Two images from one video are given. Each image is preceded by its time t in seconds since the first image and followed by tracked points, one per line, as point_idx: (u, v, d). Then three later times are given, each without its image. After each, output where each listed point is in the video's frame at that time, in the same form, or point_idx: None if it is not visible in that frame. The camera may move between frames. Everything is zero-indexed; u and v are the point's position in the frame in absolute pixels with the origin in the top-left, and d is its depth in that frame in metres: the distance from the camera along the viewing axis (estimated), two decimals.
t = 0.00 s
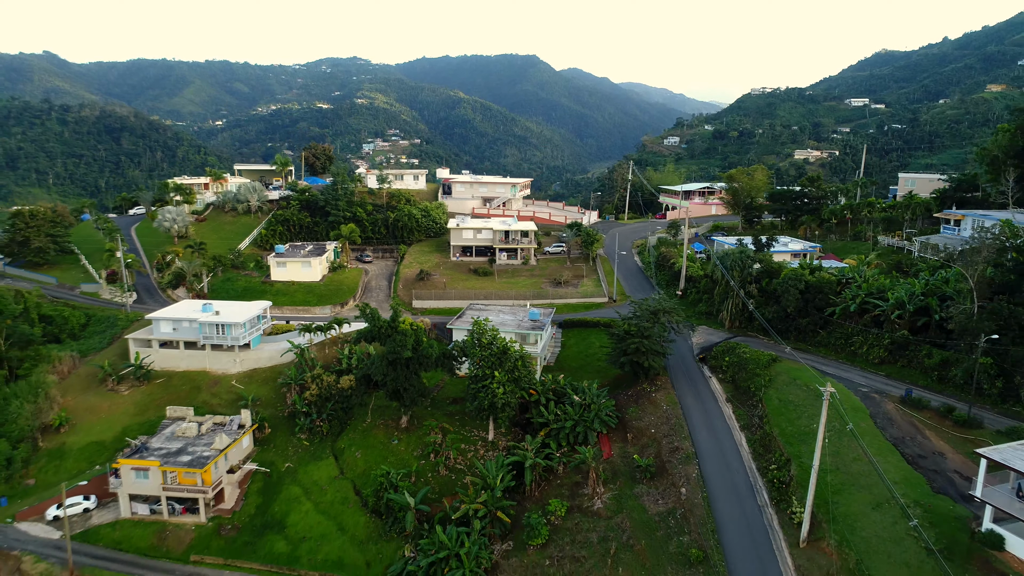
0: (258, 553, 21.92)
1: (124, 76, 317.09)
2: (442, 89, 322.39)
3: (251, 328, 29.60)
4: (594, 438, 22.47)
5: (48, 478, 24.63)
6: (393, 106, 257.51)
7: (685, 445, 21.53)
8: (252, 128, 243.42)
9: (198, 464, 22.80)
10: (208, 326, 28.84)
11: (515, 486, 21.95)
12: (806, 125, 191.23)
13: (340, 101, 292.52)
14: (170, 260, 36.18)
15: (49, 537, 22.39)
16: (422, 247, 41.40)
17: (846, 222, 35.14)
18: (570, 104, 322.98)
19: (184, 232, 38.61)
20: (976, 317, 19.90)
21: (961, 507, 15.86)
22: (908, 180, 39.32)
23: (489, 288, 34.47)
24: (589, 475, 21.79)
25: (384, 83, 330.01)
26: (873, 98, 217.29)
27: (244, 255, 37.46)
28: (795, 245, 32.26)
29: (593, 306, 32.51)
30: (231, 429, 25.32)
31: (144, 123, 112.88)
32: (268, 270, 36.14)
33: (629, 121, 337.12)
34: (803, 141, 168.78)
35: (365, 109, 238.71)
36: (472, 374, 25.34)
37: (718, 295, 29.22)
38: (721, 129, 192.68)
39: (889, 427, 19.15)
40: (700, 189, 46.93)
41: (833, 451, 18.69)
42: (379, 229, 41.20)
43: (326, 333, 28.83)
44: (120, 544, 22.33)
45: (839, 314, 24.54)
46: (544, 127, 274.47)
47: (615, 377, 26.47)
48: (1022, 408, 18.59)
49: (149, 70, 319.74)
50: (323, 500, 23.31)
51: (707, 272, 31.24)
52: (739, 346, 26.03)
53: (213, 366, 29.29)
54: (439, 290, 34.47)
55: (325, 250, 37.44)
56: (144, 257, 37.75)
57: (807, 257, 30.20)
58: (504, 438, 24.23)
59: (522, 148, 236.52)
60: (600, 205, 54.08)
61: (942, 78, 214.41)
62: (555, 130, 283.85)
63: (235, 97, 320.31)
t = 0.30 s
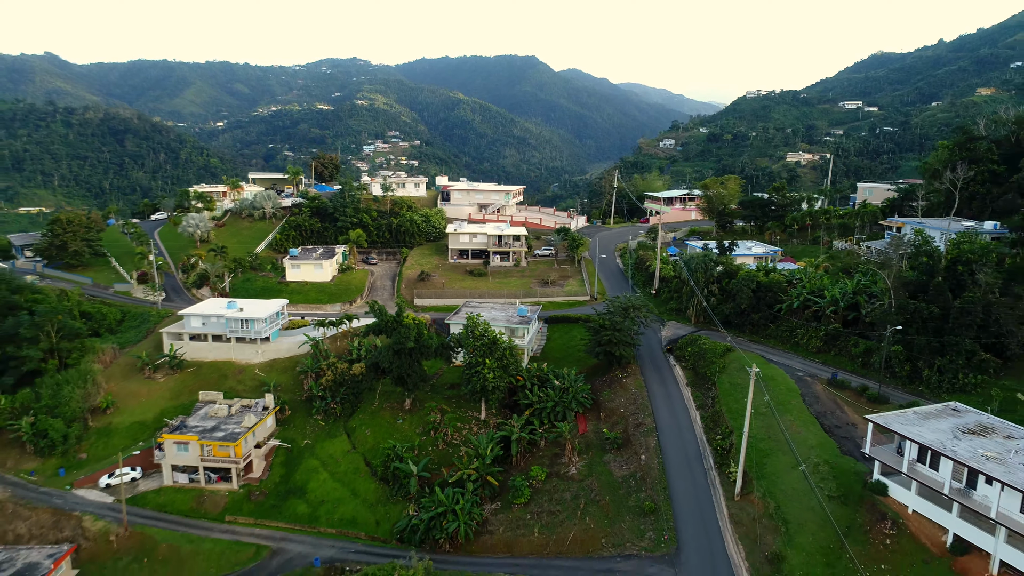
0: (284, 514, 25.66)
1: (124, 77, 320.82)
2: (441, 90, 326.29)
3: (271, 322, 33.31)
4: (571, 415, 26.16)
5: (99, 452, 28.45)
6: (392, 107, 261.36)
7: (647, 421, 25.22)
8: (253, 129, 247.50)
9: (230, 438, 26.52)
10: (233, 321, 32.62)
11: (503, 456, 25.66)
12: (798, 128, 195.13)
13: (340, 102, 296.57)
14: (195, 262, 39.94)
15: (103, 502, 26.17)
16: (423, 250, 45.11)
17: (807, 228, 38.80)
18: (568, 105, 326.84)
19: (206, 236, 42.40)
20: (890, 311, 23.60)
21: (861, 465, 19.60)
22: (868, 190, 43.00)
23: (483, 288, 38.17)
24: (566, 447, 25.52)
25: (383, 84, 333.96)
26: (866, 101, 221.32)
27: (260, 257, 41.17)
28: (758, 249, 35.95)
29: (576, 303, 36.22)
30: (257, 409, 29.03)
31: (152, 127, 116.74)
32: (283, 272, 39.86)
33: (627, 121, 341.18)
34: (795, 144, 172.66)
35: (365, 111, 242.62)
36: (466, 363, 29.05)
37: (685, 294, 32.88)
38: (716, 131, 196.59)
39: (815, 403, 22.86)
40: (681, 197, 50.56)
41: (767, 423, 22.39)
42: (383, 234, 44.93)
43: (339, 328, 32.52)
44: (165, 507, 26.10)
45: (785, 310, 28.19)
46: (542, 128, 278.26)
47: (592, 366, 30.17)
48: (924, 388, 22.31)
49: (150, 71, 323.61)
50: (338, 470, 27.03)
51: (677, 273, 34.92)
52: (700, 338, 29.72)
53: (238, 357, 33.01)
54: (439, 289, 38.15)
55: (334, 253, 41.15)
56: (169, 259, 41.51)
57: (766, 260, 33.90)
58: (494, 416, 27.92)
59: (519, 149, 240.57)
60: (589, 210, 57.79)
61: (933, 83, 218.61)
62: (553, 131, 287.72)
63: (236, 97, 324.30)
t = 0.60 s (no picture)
0: (309, 473, 31.02)
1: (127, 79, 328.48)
2: (440, 92, 332.93)
3: (294, 317, 38.65)
4: (547, 391, 31.50)
5: (151, 425, 33.77)
6: (392, 110, 267.76)
7: (609, 396, 30.54)
8: (254, 131, 253.86)
9: (264, 412, 31.88)
10: (261, 315, 38.07)
11: (490, 425, 30.96)
12: (787, 135, 201.31)
13: (340, 105, 302.96)
14: (223, 264, 45.33)
15: (159, 464, 31.57)
16: (423, 253, 50.46)
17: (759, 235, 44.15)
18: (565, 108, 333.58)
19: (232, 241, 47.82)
20: (803, 308, 29.02)
21: (769, 426, 24.98)
22: (820, 202, 48.41)
23: (477, 287, 43.48)
24: (543, 418, 30.92)
25: (384, 86, 340.90)
26: (855, 107, 227.44)
27: (280, 260, 46.58)
28: (716, 253, 41.30)
29: (557, 300, 41.55)
30: (284, 389, 34.39)
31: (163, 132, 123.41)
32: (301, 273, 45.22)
33: (623, 124, 347.76)
34: (783, 149, 178.70)
35: (366, 114, 249.02)
36: (460, 351, 34.64)
37: (650, 292, 38.16)
38: (708, 136, 202.61)
39: (742, 381, 28.19)
40: (658, 205, 55.94)
41: (702, 396, 27.78)
42: (389, 239, 50.30)
43: (352, 321, 37.85)
44: (209, 469, 31.47)
45: (729, 305, 33.46)
46: (540, 130, 284.47)
47: (567, 353, 35.49)
48: (829, 367, 27.55)
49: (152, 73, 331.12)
50: (353, 439, 32.38)
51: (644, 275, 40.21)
52: (658, 329, 35.02)
53: (265, 346, 38.35)
54: (438, 289, 43.46)
55: (346, 257, 46.49)
56: (200, 260, 46.99)
57: (720, 262, 38.98)
58: (483, 394, 33.23)
59: (516, 151, 246.64)
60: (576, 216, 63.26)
61: (920, 91, 224.92)
62: (550, 134, 294.08)
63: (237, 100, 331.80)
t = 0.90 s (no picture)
0: (327, 445, 36.37)
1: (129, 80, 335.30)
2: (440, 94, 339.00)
3: (310, 313, 44.01)
4: (531, 374, 36.72)
5: (189, 406, 39.19)
6: (392, 112, 273.92)
7: (582, 379, 35.83)
8: (256, 132, 259.49)
9: (288, 393, 37.20)
10: (281, 311, 43.36)
11: (481, 404, 36.26)
12: (778, 138, 206.92)
13: (341, 106, 308.67)
14: (245, 266, 50.74)
15: (198, 438, 36.93)
16: (423, 256, 55.84)
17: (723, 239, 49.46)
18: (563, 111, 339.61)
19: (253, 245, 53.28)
20: (745, 304, 34.32)
21: (709, 400, 30.30)
22: (781, 210, 53.69)
23: (472, 286, 48.81)
24: (526, 397, 36.28)
25: (384, 87, 347.19)
26: (847, 112, 233.00)
27: (296, 262, 51.96)
28: (684, 255, 46.62)
29: (542, 298, 46.86)
30: (303, 374, 39.67)
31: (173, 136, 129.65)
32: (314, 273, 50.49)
33: (620, 127, 354.28)
34: (773, 152, 184.29)
35: (367, 115, 255.20)
36: (455, 342, 40.01)
37: (622, 291, 43.45)
38: (701, 140, 208.20)
39: (692, 365, 33.52)
40: (638, 212, 61.34)
41: (658, 378, 33.10)
42: (392, 243, 55.71)
43: (361, 317, 43.24)
44: (240, 442, 36.77)
45: (688, 302, 38.80)
46: (537, 132, 290.24)
47: (549, 343, 40.82)
48: (765, 353, 32.81)
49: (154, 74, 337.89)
50: (363, 416, 37.69)
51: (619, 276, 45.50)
52: (627, 322, 40.26)
53: (285, 338, 43.69)
54: (437, 288, 48.79)
55: (354, 259, 51.84)
56: (223, 261, 52.28)
57: (684, 264, 44.11)
58: (475, 377, 38.55)
59: (514, 153, 252.25)
60: (565, 221, 68.67)
61: (909, 96, 230.60)
62: (548, 135, 299.86)
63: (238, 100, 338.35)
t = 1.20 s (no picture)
0: (339, 423, 41.65)
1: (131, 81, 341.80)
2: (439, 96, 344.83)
3: (322, 308, 49.29)
4: (518, 361, 41.98)
5: (217, 389, 44.53)
6: (392, 114, 279.84)
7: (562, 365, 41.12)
8: (258, 134, 265.08)
9: (304, 377, 42.47)
10: (297, 306, 48.67)
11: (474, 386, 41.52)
12: (770, 141, 212.61)
13: (340, 108, 314.86)
14: (261, 267, 56.09)
15: (227, 417, 42.23)
16: (423, 257, 61.21)
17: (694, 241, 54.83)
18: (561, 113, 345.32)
19: (268, 247, 58.68)
20: (700, 299, 39.63)
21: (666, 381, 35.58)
22: (750, 216, 59.08)
23: (467, 285, 54.11)
24: (513, 381, 41.56)
25: (384, 88, 353.36)
26: (838, 117, 238.60)
27: (308, 263, 57.33)
28: (657, 256, 51.96)
29: (530, 295, 52.19)
30: (317, 361, 44.96)
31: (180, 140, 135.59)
32: (325, 273, 55.83)
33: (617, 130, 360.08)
34: (762, 156, 189.89)
35: (367, 117, 261.12)
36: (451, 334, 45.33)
37: (600, 288, 48.75)
38: (693, 143, 213.83)
39: (655, 352, 38.82)
40: (621, 216, 66.72)
41: (626, 364, 38.39)
42: (394, 245, 61.08)
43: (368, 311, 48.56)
44: (263, 420, 42.03)
45: (656, 298, 44.11)
46: (535, 134, 295.78)
47: (534, 335, 46.11)
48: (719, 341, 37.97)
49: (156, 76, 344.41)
50: (371, 398, 42.98)
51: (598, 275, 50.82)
52: (604, 315, 45.53)
53: (301, 331, 48.94)
54: (435, 286, 54.11)
55: (361, 259, 57.17)
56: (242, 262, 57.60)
57: (657, 264, 49.39)
58: (469, 364, 43.82)
59: (513, 155, 258.06)
60: (554, 225, 74.04)
61: (900, 101, 236.39)
62: (546, 136, 305.45)
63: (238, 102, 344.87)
